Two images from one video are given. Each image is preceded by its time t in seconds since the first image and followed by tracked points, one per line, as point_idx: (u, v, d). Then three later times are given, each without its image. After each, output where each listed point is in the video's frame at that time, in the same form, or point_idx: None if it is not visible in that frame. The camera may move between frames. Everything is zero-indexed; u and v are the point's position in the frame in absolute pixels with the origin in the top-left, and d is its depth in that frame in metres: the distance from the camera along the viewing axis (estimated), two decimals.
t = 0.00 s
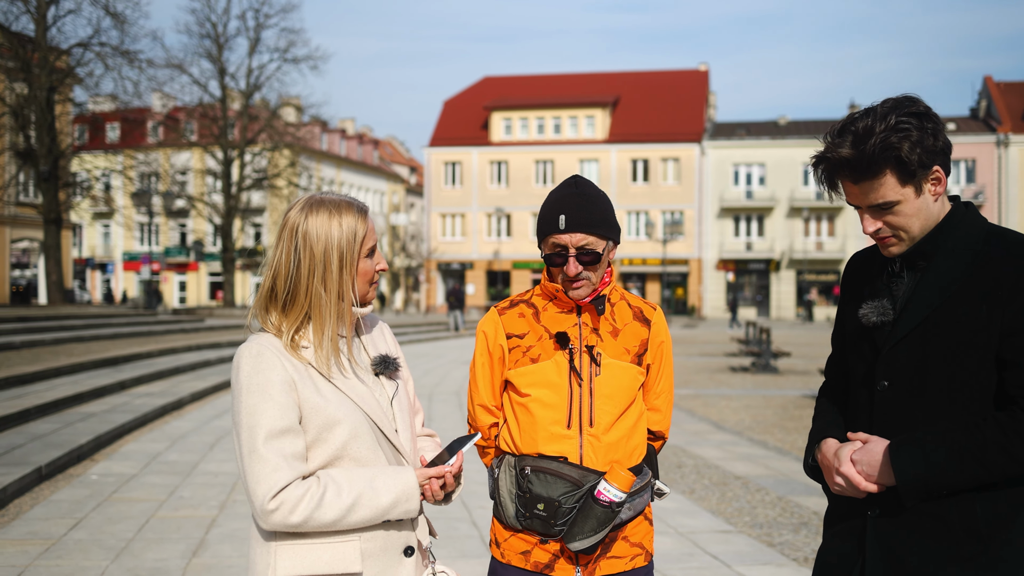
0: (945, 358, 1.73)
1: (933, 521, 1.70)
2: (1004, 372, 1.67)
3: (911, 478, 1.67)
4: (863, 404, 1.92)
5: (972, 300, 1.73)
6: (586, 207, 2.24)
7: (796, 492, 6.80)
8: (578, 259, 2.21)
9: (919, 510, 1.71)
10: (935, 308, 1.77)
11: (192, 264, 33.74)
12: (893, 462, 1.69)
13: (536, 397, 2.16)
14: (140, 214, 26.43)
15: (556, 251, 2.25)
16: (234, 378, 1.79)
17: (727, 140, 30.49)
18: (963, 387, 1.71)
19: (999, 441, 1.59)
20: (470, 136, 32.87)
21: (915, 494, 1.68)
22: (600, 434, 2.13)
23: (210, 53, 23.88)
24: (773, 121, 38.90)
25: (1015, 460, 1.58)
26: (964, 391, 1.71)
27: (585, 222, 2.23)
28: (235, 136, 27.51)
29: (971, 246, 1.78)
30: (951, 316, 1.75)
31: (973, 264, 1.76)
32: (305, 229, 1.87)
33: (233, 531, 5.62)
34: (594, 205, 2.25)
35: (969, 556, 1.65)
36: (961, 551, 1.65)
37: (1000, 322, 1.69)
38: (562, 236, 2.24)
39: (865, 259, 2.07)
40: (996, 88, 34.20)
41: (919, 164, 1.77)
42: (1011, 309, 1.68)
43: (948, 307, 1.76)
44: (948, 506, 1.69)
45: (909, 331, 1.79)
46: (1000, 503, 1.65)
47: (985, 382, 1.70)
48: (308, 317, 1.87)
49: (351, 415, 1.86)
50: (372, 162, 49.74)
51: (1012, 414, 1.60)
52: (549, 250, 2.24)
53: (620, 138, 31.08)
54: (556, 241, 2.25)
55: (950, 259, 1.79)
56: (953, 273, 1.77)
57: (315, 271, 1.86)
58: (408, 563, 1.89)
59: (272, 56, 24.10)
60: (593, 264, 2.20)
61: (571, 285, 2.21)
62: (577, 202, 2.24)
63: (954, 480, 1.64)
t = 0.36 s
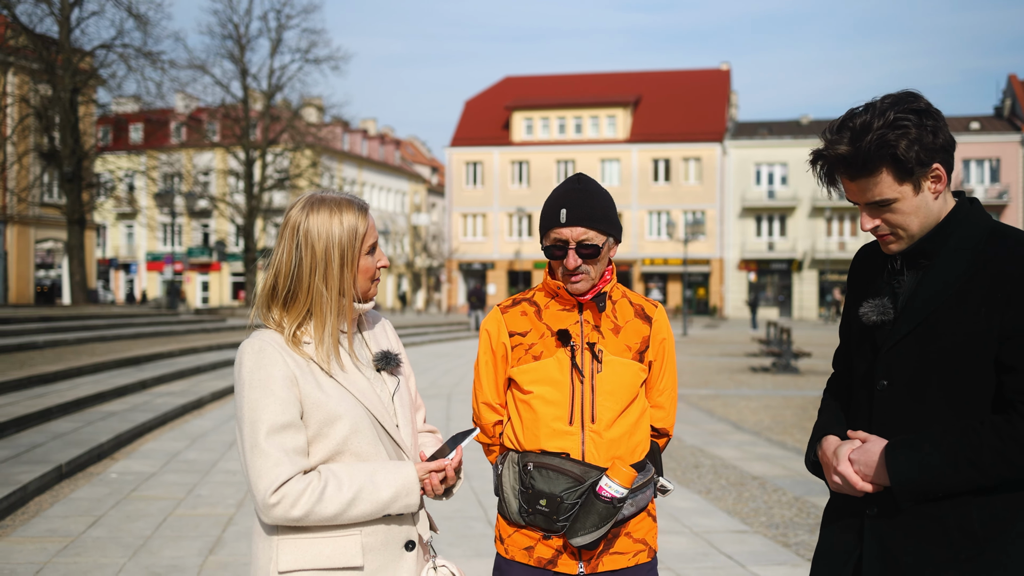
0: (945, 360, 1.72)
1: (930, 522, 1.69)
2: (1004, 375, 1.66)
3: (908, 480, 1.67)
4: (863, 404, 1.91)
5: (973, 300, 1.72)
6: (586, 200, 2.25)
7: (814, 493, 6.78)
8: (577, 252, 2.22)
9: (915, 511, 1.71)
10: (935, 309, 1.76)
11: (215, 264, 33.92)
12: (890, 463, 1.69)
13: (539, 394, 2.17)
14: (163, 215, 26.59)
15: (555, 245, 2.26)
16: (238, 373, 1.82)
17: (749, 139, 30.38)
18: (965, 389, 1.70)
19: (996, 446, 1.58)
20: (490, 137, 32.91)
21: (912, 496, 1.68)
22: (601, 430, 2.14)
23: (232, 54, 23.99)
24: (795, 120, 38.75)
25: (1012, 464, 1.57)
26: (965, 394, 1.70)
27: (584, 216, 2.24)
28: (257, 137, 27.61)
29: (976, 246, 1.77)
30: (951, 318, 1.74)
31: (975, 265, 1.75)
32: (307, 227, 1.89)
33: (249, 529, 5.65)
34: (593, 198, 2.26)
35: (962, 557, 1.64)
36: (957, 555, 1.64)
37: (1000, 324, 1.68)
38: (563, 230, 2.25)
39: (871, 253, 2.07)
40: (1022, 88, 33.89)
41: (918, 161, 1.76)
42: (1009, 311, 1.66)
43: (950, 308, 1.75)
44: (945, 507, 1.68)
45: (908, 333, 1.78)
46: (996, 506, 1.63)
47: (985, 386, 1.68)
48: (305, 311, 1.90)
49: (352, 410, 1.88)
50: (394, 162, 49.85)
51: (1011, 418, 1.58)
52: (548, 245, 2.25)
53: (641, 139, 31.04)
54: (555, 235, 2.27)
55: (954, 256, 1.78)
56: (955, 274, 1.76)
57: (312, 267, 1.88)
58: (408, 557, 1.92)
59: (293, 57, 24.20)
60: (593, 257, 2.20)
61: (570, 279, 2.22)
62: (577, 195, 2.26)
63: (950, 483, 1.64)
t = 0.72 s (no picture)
0: (916, 351, 1.68)
1: (900, 515, 1.66)
2: (975, 365, 1.61)
3: (879, 471, 1.63)
4: (839, 395, 1.88)
5: (947, 291, 1.67)
6: (580, 189, 2.29)
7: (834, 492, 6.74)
8: (569, 235, 2.25)
9: (887, 503, 1.67)
10: (911, 298, 1.71)
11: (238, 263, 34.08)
12: (861, 454, 1.65)
13: (545, 388, 2.17)
14: (187, 215, 26.73)
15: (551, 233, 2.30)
16: (242, 367, 1.82)
17: (771, 138, 30.23)
18: (934, 380, 1.66)
19: (969, 436, 1.54)
20: (512, 136, 32.96)
21: (883, 487, 1.64)
22: (607, 425, 2.14)
23: (254, 53, 24.09)
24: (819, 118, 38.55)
25: (986, 456, 1.53)
26: (935, 386, 1.66)
27: (576, 203, 2.28)
28: (280, 137, 27.70)
29: (952, 235, 1.72)
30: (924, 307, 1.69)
31: (953, 251, 1.70)
32: (308, 221, 1.90)
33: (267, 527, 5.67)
34: (588, 185, 2.31)
35: (937, 549, 1.61)
36: (932, 548, 1.62)
37: (973, 312, 1.63)
38: (556, 217, 2.29)
39: (850, 251, 2.01)
40: None
41: (890, 148, 1.72)
42: (983, 300, 1.61)
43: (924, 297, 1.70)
44: (917, 499, 1.64)
45: (883, 321, 1.73)
46: (968, 499, 1.61)
47: (957, 375, 1.64)
48: (309, 300, 1.90)
49: (356, 403, 1.88)
50: (416, 161, 49.99)
51: (982, 408, 1.55)
52: (541, 231, 2.28)
53: (664, 137, 30.97)
54: (550, 223, 2.31)
55: (929, 247, 1.72)
56: (929, 262, 1.71)
57: (315, 258, 1.89)
58: (413, 549, 1.93)
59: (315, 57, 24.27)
60: (586, 241, 2.23)
61: (568, 265, 2.25)
62: (573, 186, 2.30)
63: (920, 474, 1.60)
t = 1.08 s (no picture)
0: (872, 346, 1.64)
1: (857, 512, 1.62)
2: (932, 359, 1.57)
3: (834, 467, 1.59)
4: (802, 392, 1.83)
5: (903, 283, 1.62)
6: (586, 190, 2.30)
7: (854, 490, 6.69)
8: (573, 235, 2.26)
9: (845, 498, 1.63)
10: (869, 292, 1.65)
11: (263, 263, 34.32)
12: (818, 450, 1.61)
13: (549, 389, 2.18)
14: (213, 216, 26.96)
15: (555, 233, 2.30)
16: (247, 369, 1.84)
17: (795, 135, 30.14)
18: (891, 375, 1.61)
19: (924, 432, 1.50)
20: (535, 135, 33.02)
21: (839, 483, 1.60)
22: (611, 426, 2.14)
23: (277, 55, 24.24)
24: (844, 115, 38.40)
25: (943, 453, 1.49)
26: (892, 380, 1.61)
27: (581, 204, 2.29)
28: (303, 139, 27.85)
29: (912, 226, 1.67)
30: (881, 299, 1.64)
31: (912, 240, 1.65)
32: (313, 224, 1.92)
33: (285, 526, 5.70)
34: (594, 187, 2.32)
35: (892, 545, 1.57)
36: (885, 544, 1.58)
37: (930, 308, 1.57)
38: (562, 217, 2.31)
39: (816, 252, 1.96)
40: None
41: (840, 147, 1.69)
42: (939, 294, 1.56)
43: (881, 290, 1.64)
44: (876, 496, 1.60)
45: (842, 319, 1.68)
46: (926, 495, 1.57)
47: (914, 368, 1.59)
48: (314, 310, 1.92)
49: (359, 405, 1.90)
50: (439, 161, 50.11)
51: (939, 402, 1.50)
52: (546, 231, 2.29)
53: (687, 136, 30.93)
54: (555, 223, 2.32)
55: (887, 242, 1.68)
56: (887, 255, 1.66)
57: (315, 264, 1.91)
58: (417, 550, 1.94)
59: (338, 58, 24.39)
60: (589, 241, 2.24)
61: (570, 265, 2.26)
62: (579, 187, 2.31)
63: (877, 470, 1.56)
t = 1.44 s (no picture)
0: (850, 345, 1.66)
1: (834, 512, 1.63)
2: (906, 356, 1.57)
3: (811, 465, 1.61)
4: (782, 393, 1.86)
5: (877, 281, 1.63)
6: (587, 186, 2.29)
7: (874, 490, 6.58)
8: (573, 233, 2.24)
9: (823, 499, 1.64)
10: (843, 292, 1.68)
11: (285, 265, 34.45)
12: (792, 451, 1.65)
13: (549, 390, 2.17)
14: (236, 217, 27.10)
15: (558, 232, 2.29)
16: (240, 372, 1.84)
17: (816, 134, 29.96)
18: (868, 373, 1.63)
19: (895, 428, 1.51)
20: (557, 135, 33.00)
21: (815, 483, 1.62)
22: (611, 427, 2.13)
23: (298, 57, 24.37)
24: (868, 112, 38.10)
25: (916, 450, 1.49)
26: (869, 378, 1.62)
27: (583, 201, 2.28)
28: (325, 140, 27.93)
29: (890, 223, 1.67)
30: (855, 298, 1.66)
31: (888, 237, 1.66)
32: (305, 225, 1.91)
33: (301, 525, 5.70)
34: (596, 185, 2.31)
35: (868, 545, 1.58)
36: (861, 543, 1.59)
37: (902, 304, 1.58)
38: (564, 215, 2.28)
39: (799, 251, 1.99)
40: None
41: (812, 142, 1.72)
42: (912, 291, 1.56)
43: (856, 290, 1.66)
44: (854, 495, 1.60)
45: (819, 317, 1.71)
46: (902, 492, 1.56)
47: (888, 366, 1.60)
48: (306, 308, 1.91)
49: (354, 406, 1.89)
50: (462, 162, 50.11)
51: (911, 400, 1.51)
52: (546, 229, 2.28)
53: (709, 135, 30.81)
54: (557, 221, 2.30)
55: (863, 241, 1.69)
56: (863, 255, 1.68)
57: (304, 264, 1.90)
58: (414, 552, 1.93)
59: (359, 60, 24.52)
60: (589, 239, 2.23)
61: (571, 264, 2.24)
62: (581, 184, 2.30)
63: (853, 469, 1.57)
